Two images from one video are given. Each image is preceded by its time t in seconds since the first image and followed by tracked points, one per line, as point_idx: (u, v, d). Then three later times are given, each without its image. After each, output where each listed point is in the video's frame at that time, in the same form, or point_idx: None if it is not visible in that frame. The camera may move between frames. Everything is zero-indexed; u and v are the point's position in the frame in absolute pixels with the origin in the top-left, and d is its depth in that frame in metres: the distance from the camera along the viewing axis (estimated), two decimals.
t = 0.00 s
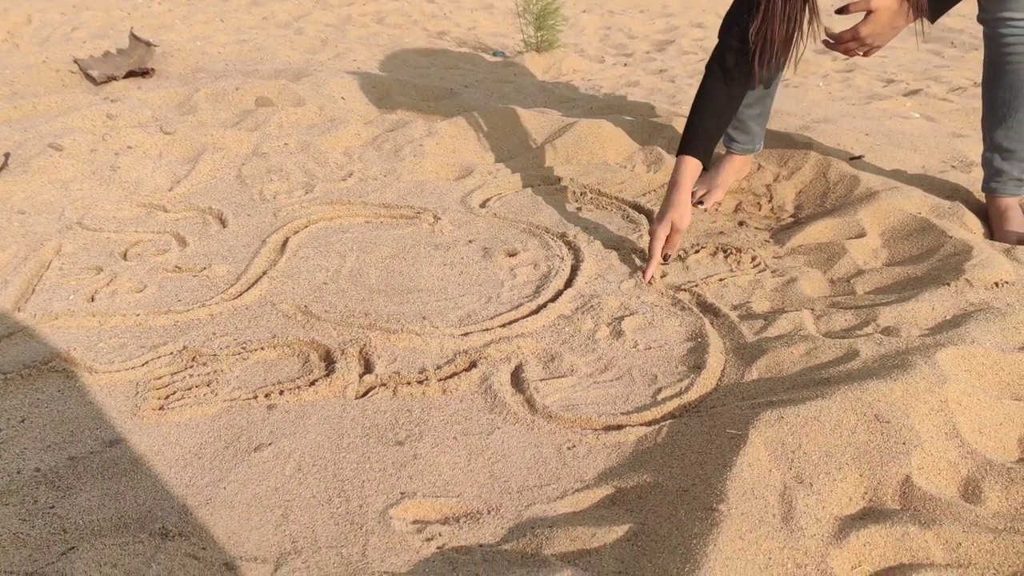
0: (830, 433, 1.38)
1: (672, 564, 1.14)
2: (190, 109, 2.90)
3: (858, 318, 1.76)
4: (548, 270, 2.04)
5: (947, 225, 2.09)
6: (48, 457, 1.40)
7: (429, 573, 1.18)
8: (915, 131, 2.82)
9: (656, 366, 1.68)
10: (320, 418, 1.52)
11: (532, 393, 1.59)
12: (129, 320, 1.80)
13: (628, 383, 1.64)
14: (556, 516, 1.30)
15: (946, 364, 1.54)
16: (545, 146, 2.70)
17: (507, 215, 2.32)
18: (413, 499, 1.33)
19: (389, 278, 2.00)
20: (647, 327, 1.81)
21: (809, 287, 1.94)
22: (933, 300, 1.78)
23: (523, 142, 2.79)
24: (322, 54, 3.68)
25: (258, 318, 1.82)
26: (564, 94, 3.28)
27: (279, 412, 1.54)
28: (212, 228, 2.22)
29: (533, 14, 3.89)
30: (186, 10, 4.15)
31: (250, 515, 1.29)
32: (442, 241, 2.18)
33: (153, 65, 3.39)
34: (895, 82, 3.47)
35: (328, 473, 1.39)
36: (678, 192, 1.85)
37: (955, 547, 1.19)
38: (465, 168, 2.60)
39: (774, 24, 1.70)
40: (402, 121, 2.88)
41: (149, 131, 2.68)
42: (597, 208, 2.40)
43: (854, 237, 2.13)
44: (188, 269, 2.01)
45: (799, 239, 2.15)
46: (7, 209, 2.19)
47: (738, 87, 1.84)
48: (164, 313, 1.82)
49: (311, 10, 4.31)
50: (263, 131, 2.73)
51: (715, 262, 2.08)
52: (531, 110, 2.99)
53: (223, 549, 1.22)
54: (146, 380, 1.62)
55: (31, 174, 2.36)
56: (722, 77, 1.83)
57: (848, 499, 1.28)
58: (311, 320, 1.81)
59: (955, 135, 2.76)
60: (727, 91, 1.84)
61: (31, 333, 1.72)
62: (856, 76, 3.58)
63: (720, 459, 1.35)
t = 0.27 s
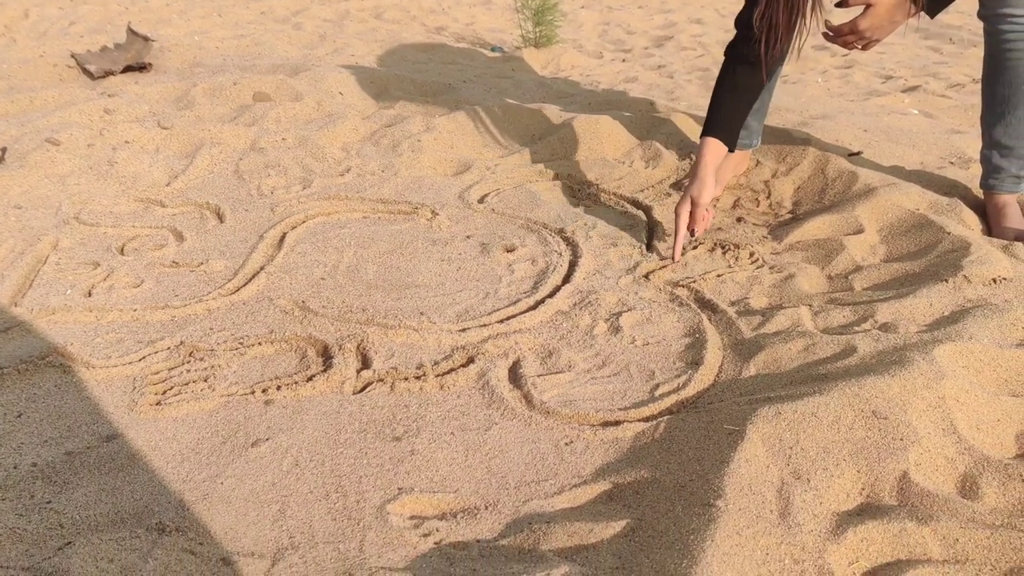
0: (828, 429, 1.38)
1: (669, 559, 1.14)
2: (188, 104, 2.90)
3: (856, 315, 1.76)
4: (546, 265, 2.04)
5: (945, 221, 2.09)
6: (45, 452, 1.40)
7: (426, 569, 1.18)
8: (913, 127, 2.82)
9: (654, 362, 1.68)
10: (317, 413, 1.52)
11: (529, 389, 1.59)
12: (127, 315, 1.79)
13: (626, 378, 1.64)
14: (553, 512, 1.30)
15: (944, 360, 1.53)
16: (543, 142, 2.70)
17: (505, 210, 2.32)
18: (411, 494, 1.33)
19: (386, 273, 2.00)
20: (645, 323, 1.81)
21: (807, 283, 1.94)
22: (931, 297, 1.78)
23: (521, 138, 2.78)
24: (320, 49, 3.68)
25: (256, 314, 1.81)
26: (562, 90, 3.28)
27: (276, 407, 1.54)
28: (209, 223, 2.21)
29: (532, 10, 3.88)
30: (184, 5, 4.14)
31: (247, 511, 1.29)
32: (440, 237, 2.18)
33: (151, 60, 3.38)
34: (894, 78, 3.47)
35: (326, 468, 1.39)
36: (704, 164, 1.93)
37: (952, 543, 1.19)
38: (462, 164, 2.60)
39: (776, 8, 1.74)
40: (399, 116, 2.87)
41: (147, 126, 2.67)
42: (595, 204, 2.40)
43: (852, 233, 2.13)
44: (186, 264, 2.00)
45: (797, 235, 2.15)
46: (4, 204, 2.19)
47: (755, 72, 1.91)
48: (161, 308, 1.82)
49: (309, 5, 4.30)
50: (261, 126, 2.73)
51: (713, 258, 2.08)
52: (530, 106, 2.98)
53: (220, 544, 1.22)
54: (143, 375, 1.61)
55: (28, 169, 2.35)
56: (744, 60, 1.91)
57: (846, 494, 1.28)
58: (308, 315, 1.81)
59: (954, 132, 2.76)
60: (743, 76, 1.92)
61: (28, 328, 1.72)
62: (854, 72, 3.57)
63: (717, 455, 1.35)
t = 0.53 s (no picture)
0: (825, 430, 1.38)
1: (668, 560, 1.14)
2: (186, 105, 2.89)
3: (853, 315, 1.76)
4: (544, 266, 2.04)
5: (943, 222, 2.09)
6: (42, 452, 1.40)
7: (424, 570, 1.18)
8: (912, 128, 2.82)
9: (652, 362, 1.68)
10: (315, 414, 1.52)
11: (527, 389, 1.59)
12: (124, 315, 1.79)
13: (624, 379, 1.63)
14: (551, 512, 1.30)
15: (942, 361, 1.53)
16: (541, 142, 2.70)
17: (503, 211, 2.32)
18: (409, 495, 1.33)
19: (384, 274, 2.00)
20: (643, 323, 1.81)
21: (805, 283, 1.94)
22: (929, 298, 1.78)
23: (520, 138, 2.78)
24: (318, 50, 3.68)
25: (254, 314, 1.81)
26: (560, 90, 3.28)
27: (274, 408, 1.54)
28: (207, 223, 2.21)
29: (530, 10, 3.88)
30: (182, 5, 4.14)
31: (245, 511, 1.29)
32: (438, 237, 2.18)
33: (148, 60, 3.38)
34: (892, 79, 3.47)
35: (324, 469, 1.38)
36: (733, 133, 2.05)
37: (950, 544, 1.19)
38: (461, 164, 2.60)
39: None
40: (398, 116, 2.87)
41: (145, 126, 2.67)
42: (594, 204, 2.40)
43: (850, 233, 2.13)
44: (184, 265, 2.00)
45: (795, 236, 2.15)
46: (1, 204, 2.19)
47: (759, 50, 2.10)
48: (159, 309, 1.82)
49: (308, 6, 4.30)
50: (259, 127, 2.73)
51: (711, 259, 2.08)
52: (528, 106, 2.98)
53: (218, 545, 1.22)
54: (141, 375, 1.61)
55: (25, 169, 2.35)
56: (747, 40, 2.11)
57: (843, 495, 1.29)
58: (306, 316, 1.81)
59: (952, 133, 2.76)
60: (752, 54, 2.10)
61: (25, 328, 1.72)
62: (852, 72, 3.58)
63: (715, 455, 1.35)
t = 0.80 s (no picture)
0: (823, 430, 1.38)
1: (665, 560, 1.14)
2: (184, 105, 2.89)
3: (851, 316, 1.76)
4: (542, 266, 2.04)
5: (941, 222, 2.09)
6: (40, 453, 1.40)
7: (422, 570, 1.18)
8: (909, 128, 2.82)
9: (650, 363, 1.69)
10: (313, 414, 1.52)
11: (525, 389, 1.59)
12: (122, 316, 1.79)
13: (622, 380, 1.64)
14: (549, 513, 1.30)
15: (939, 361, 1.54)
16: (539, 142, 2.70)
17: (501, 211, 2.32)
18: (407, 495, 1.33)
19: (382, 274, 2.00)
20: (641, 323, 1.82)
21: (802, 284, 1.94)
22: (926, 298, 1.78)
23: (518, 139, 2.79)
24: (316, 50, 3.68)
25: (252, 314, 1.81)
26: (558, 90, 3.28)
27: (272, 408, 1.54)
28: (205, 223, 2.21)
29: (528, 10, 3.88)
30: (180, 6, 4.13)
31: (242, 512, 1.29)
32: (437, 238, 2.18)
33: (146, 60, 3.38)
34: (889, 79, 3.47)
35: (322, 469, 1.38)
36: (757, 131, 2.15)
37: (947, 544, 1.20)
38: (459, 164, 2.60)
39: None
40: (396, 117, 2.88)
41: (143, 126, 2.67)
42: (592, 205, 2.40)
43: (847, 234, 2.13)
44: (182, 265, 2.00)
45: (793, 237, 2.15)
46: None
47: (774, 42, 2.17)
48: (157, 309, 1.82)
49: (305, 6, 4.30)
50: (257, 127, 2.73)
51: (709, 259, 2.08)
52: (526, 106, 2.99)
53: (216, 545, 1.22)
54: (138, 376, 1.61)
55: (23, 169, 2.35)
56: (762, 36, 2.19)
57: (841, 495, 1.29)
58: (304, 316, 1.81)
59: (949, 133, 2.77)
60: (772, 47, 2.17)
61: (23, 328, 1.72)
62: (850, 73, 3.58)
63: (713, 456, 1.35)
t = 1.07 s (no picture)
0: (820, 432, 1.38)
1: (661, 562, 1.14)
2: (182, 105, 2.89)
3: (849, 317, 1.76)
4: (540, 267, 2.04)
5: (938, 224, 2.10)
6: (36, 453, 1.40)
7: (418, 571, 1.18)
8: (907, 130, 2.82)
9: (647, 364, 1.68)
10: (309, 415, 1.52)
11: (522, 391, 1.59)
12: (119, 316, 1.79)
13: (620, 381, 1.64)
14: (546, 514, 1.30)
15: (936, 363, 1.54)
16: (538, 143, 2.70)
17: (499, 212, 2.32)
18: (403, 496, 1.33)
19: (380, 275, 2.00)
20: (638, 324, 1.82)
21: (800, 285, 1.94)
22: (923, 300, 1.78)
23: (516, 140, 2.79)
24: (315, 51, 3.68)
25: (249, 315, 1.81)
26: (556, 91, 3.28)
27: (269, 409, 1.53)
28: (202, 224, 2.21)
29: (526, 11, 3.88)
30: (178, 6, 4.13)
31: (239, 512, 1.29)
32: (434, 238, 2.18)
33: (144, 60, 3.37)
34: (888, 81, 3.48)
35: (319, 470, 1.38)
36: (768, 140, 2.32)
37: (944, 545, 1.20)
38: (457, 165, 2.60)
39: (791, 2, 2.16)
40: (394, 117, 2.88)
41: (141, 126, 2.67)
42: (590, 206, 2.40)
43: (845, 236, 2.13)
44: (179, 265, 2.00)
45: (791, 238, 2.15)
46: None
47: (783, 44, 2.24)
48: (154, 309, 1.81)
49: (304, 6, 4.30)
50: (254, 127, 2.73)
51: (706, 260, 2.08)
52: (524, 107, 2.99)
53: (212, 546, 1.22)
54: (135, 376, 1.61)
55: (20, 168, 2.35)
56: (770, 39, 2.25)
57: (838, 497, 1.29)
58: (302, 317, 1.81)
59: (947, 135, 2.77)
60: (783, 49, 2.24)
61: (20, 328, 1.71)
62: (848, 75, 3.58)
63: (710, 457, 1.35)
